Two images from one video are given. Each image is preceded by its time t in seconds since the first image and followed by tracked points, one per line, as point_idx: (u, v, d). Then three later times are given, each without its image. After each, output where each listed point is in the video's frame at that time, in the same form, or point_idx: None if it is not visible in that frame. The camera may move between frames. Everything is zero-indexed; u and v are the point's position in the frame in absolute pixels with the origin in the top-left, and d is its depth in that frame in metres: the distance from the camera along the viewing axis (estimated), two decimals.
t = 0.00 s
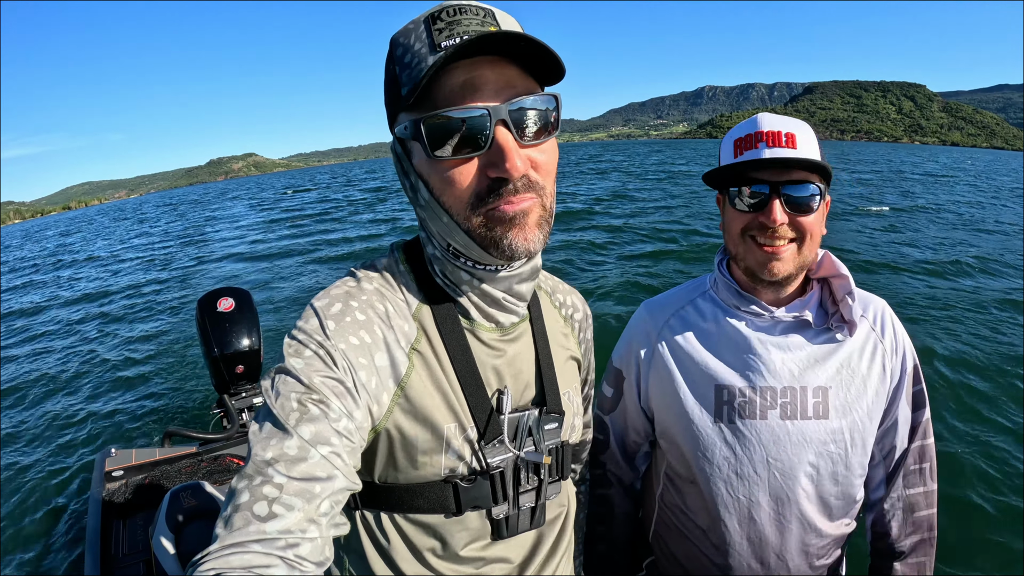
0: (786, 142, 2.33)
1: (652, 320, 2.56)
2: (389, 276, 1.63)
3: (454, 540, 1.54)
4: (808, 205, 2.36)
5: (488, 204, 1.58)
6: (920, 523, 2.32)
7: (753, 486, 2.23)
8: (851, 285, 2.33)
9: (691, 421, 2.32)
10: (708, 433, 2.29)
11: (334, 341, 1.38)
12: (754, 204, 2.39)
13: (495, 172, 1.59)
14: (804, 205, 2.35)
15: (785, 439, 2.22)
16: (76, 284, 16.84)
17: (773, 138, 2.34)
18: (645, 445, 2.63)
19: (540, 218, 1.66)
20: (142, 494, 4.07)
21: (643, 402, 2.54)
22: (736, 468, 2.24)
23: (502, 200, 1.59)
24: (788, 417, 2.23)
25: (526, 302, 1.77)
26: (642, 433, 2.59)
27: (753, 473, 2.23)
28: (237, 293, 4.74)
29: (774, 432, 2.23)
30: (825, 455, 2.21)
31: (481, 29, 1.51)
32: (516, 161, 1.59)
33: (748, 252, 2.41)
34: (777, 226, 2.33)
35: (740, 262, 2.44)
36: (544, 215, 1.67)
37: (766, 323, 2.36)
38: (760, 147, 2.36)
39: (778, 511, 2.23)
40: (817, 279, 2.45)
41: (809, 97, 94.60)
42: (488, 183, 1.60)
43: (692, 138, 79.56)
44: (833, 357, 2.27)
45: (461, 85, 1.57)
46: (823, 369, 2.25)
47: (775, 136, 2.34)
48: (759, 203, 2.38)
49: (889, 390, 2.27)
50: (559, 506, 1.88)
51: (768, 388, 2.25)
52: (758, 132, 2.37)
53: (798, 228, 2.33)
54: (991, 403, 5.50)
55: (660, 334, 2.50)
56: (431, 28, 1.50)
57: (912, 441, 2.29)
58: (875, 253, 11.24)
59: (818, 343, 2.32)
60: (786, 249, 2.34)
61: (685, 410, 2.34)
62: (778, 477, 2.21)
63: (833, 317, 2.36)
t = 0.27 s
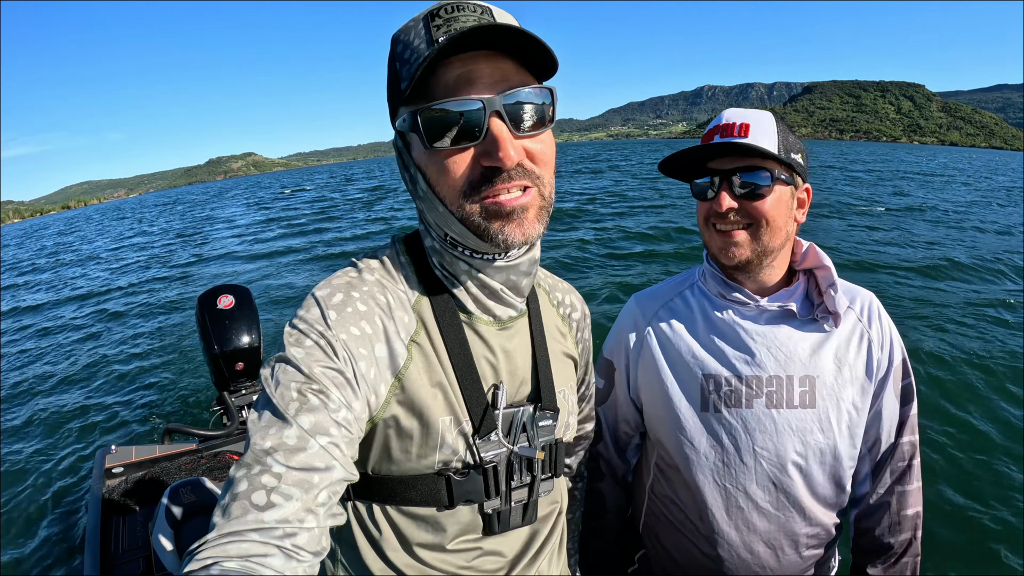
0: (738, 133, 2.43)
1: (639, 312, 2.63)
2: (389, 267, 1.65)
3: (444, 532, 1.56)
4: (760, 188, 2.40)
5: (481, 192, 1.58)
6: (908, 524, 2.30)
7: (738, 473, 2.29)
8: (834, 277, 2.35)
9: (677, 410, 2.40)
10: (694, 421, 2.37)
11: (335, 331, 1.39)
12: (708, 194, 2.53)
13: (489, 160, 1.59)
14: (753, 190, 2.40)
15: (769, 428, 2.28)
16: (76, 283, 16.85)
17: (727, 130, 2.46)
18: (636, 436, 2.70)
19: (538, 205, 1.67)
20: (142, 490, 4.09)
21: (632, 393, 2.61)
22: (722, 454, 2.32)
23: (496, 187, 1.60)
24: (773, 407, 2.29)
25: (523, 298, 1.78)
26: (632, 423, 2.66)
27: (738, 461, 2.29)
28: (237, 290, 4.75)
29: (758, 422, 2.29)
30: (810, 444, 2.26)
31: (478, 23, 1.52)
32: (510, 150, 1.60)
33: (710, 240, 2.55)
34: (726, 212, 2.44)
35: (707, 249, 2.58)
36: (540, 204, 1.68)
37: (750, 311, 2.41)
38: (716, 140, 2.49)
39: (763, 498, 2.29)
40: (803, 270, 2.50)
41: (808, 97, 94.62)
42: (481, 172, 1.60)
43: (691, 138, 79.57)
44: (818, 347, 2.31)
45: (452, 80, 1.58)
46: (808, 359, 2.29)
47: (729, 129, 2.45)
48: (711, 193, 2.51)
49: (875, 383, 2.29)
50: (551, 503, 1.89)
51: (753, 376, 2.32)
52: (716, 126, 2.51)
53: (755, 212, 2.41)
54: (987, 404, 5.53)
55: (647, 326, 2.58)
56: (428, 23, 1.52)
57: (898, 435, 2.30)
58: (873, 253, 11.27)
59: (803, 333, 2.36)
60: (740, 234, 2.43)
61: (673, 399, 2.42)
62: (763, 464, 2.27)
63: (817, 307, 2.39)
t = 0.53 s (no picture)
0: (703, 136, 2.68)
1: (638, 307, 2.88)
2: (382, 270, 1.65)
3: (446, 531, 1.57)
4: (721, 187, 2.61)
5: (473, 194, 1.59)
6: (888, 538, 2.36)
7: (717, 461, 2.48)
8: (820, 280, 2.50)
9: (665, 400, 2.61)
10: (679, 411, 2.58)
11: (329, 333, 1.40)
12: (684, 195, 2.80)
13: (485, 163, 1.59)
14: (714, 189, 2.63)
15: (748, 423, 2.45)
16: (77, 281, 16.89)
17: (696, 135, 2.73)
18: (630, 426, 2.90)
19: (523, 214, 1.66)
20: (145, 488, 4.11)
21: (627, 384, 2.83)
22: (703, 444, 2.51)
23: (488, 193, 1.60)
24: (753, 404, 2.45)
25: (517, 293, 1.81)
26: (626, 412, 2.87)
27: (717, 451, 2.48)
28: (239, 290, 4.77)
29: (739, 417, 2.46)
30: (787, 442, 2.41)
31: (492, 24, 1.54)
32: (506, 155, 1.60)
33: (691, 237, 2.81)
34: (694, 212, 2.71)
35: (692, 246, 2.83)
36: (527, 214, 1.68)
37: (735, 309, 2.61)
38: (702, 141, 2.68)
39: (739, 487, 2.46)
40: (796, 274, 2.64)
41: (809, 96, 94.56)
42: (477, 175, 1.61)
43: (691, 137, 79.56)
44: (804, 349, 2.46)
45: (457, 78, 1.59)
46: (791, 361, 2.44)
47: (697, 134, 2.72)
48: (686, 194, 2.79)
49: (861, 390, 2.40)
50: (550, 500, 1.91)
51: (736, 373, 2.50)
52: (691, 133, 2.79)
53: (721, 213, 2.63)
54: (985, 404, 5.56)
55: (643, 321, 2.82)
56: (445, 17, 1.54)
57: (882, 445, 2.39)
58: (874, 252, 11.28)
59: (790, 335, 2.50)
60: (709, 230, 2.68)
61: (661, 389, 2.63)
62: (739, 455, 2.46)
63: (806, 310, 2.52)
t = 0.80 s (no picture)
0: (704, 157, 2.78)
1: (650, 315, 2.93)
2: (375, 295, 1.60)
3: (470, 551, 1.54)
4: (719, 208, 2.67)
5: (467, 214, 1.55)
6: (877, 565, 2.30)
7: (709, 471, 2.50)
8: (821, 298, 2.43)
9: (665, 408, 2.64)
10: (677, 419, 2.60)
11: (323, 364, 1.36)
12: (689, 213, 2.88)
13: (481, 185, 1.55)
14: (713, 210, 2.69)
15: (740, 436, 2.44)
16: (80, 281, 16.91)
17: (698, 155, 2.83)
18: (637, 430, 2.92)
19: (517, 236, 1.63)
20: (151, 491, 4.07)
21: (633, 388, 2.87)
22: (697, 454, 2.53)
23: (483, 216, 1.56)
24: (746, 417, 2.44)
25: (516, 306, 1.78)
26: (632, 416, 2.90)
27: (709, 461, 2.50)
28: (243, 291, 4.74)
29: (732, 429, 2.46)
30: (779, 459, 2.38)
31: (499, 37, 1.50)
32: (504, 179, 1.55)
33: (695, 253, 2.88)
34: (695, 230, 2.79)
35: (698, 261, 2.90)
36: (520, 234, 1.64)
37: (738, 323, 2.61)
38: (706, 160, 2.76)
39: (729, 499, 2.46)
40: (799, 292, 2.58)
41: (811, 95, 94.38)
42: (470, 197, 1.56)
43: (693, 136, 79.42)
44: (801, 366, 2.41)
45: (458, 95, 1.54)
46: (787, 378, 2.41)
47: (699, 154, 2.83)
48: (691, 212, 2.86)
49: (860, 412, 2.33)
50: (568, 508, 1.87)
51: (731, 386, 2.50)
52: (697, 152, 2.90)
53: (721, 228, 2.67)
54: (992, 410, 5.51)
55: (652, 328, 2.86)
56: (451, 25, 1.48)
57: (878, 471, 2.31)
58: (879, 253, 11.22)
59: (787, 352, 2.46)
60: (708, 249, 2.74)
61: (662, 395, 2.66)
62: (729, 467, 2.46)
63: (806, 327, 2.48)
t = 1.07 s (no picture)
0: (702, 149, 2.79)
1: (653, 307, 2.98)
2: (382, 288, 1.60)
3: (476, 544, 1.54)
4: (713, 204, 2.70)
5: (477, 207, 1.57)
6: (864, 566, 2.31)
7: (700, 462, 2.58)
8: (815, 293, 2.43)
9: (662, 398, 2.73)
10: (672, 410, 2.68)
11: (331, 359, 1.37)
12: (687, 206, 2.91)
13: (490, 177, 1.56)
14: (708, 204, 2.72)
15: (730, 430, 2.50)
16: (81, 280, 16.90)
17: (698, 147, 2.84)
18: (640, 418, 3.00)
19: (530, 226, 1.65)
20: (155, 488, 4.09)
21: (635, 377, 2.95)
22: (690, 446, 2.61)
23: (494, 208, 1.59)
24: (736, 411, 2.50)
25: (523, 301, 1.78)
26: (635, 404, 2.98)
27: (700, 452, 2.58)
28: (245, 288, 4.74)
29: (722, 422, 2.52)
30: (768, 455, 2.42)
31: (491, 28, 1.50)
32: (513, 168, 1.57)
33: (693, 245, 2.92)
34: (692, 225, 2.84)
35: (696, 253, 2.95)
36: (533, 223, 1.67)
37: (734, 317, 2.65)
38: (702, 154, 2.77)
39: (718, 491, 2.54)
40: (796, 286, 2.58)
41: (811, 94, 94.36)
42: (480, 188, 1.58)
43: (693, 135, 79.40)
44: (793, 363, 2.43)
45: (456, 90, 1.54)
46: (778, 374, 2.44)
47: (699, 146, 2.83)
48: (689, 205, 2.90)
49: (854, 411, 2.32)
50: (573, 501, 1.88)
51: (723, 380, 2.56)
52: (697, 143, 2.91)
53: (716, 223, 2.71)
54: (991, 408, 5.53)
55: (654, 319, 2.92)
56: (440, 22, 1.48)
57: (870, 471, 2.29)
58: (880, 252, 11.22)
59: (781, 349, 2.48)
60: (704, 244, 2.79)
61: (659, 386, 2.75)
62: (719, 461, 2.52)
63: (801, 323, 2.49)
